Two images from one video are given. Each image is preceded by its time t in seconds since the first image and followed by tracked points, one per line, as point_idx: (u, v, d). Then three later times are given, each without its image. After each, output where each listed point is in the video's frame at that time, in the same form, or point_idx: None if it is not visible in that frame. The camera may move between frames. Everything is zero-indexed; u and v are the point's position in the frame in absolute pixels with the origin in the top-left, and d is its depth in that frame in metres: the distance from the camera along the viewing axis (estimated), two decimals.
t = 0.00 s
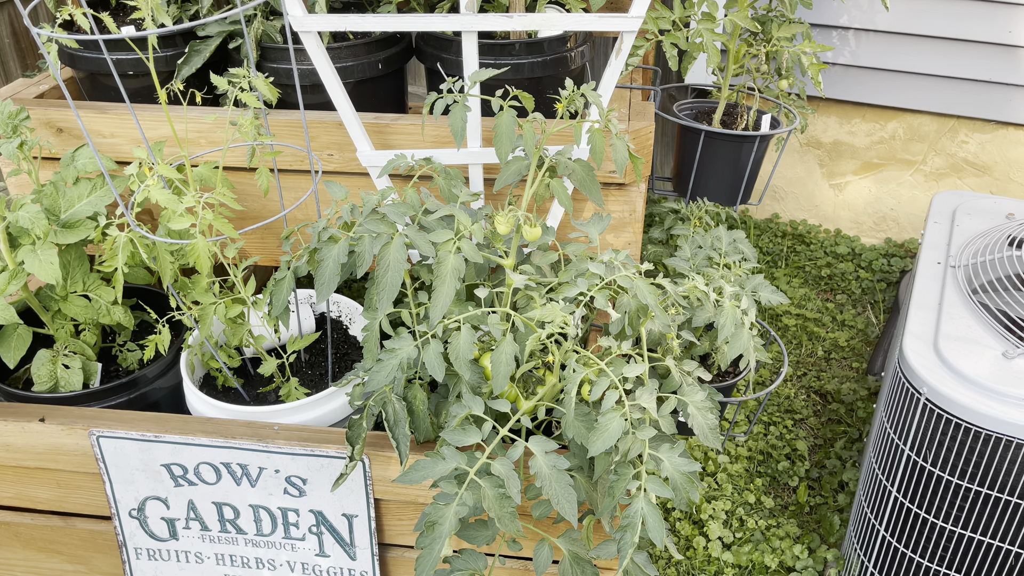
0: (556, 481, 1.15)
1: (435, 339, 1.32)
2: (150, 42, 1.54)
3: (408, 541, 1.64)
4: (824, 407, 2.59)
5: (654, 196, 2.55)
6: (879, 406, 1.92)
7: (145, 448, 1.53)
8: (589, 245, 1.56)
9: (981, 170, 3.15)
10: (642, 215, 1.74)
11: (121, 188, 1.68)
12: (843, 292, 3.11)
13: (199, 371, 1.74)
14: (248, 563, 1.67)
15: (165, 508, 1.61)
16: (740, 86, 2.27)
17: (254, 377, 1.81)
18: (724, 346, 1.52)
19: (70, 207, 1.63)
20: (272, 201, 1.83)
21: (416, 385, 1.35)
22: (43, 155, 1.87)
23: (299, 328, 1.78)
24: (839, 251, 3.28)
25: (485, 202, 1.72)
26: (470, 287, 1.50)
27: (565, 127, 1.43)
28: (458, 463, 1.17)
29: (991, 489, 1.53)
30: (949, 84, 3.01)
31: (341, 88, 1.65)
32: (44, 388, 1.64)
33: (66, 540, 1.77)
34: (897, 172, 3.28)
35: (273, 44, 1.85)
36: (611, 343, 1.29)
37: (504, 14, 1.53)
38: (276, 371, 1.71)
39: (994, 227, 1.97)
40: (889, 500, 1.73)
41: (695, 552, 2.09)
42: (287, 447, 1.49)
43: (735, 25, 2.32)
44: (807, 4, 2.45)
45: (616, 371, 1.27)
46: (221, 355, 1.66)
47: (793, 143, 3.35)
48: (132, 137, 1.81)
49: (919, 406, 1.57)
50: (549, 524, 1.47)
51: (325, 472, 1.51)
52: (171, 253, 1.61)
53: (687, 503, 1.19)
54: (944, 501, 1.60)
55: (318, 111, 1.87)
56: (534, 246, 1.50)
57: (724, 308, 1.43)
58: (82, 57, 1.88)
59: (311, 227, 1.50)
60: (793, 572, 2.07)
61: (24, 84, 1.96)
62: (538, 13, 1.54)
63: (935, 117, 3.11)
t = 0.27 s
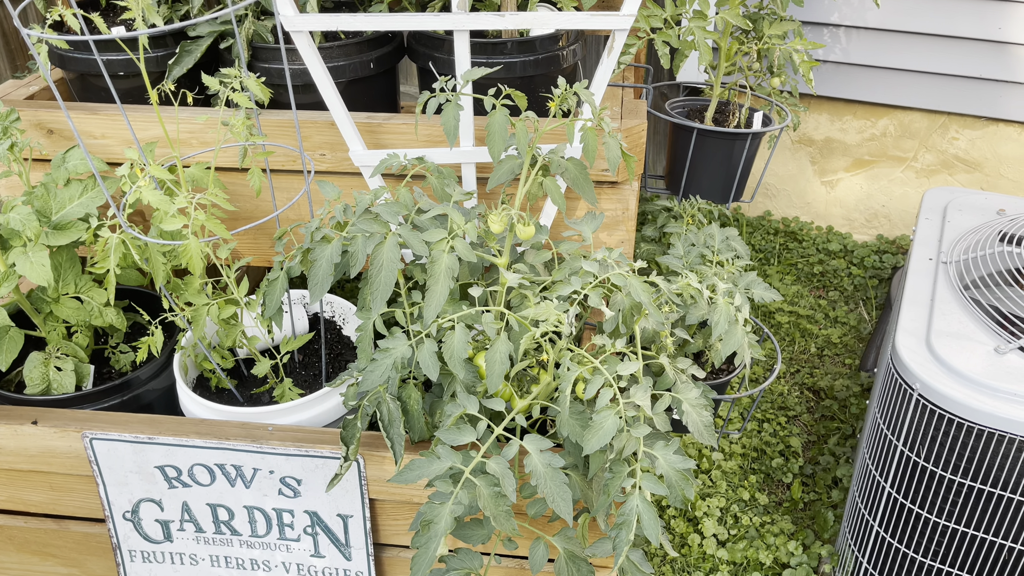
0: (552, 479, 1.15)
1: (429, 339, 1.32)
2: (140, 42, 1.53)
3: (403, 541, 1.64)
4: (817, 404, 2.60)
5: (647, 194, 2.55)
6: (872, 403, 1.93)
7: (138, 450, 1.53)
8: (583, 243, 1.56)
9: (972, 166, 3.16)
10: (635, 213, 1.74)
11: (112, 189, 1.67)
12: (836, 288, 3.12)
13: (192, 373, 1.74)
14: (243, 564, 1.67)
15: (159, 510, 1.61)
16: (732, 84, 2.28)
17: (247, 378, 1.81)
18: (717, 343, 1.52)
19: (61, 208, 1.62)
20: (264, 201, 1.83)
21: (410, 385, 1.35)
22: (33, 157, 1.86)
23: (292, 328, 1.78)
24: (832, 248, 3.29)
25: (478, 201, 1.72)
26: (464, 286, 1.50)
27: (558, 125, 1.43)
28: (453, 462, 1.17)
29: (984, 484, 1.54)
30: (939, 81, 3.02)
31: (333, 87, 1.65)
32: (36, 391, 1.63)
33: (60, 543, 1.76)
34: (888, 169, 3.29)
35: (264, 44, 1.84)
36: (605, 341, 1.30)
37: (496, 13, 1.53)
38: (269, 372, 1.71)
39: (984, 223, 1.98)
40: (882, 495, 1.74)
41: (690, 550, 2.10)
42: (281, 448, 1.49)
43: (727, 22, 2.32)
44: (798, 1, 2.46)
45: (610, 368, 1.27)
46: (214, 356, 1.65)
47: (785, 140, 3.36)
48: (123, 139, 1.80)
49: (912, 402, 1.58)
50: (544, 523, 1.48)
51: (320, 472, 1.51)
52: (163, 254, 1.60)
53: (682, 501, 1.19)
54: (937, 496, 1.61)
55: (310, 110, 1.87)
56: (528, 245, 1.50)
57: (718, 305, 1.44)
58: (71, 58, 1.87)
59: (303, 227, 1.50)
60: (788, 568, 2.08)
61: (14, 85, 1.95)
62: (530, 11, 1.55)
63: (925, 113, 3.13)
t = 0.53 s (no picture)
0: (545, 478, 1.15)
1: (422, 339, 1.32)
2: (132, 44, 1.53)
3: (398, 541, 1.64)
4: (810, 401, 2.62)
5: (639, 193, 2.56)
6: (863, 400, 1.94)
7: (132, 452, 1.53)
8: (575, 243, 1.57)
9: (962, 164, 3.18)
10: (627, 213, 1.75)
11: (104, 191, 1.67)
12: (828, 286, 3.14)
13: (185, 374, 1.74)
14: (237, 565, 1.67)
15: (153, 512, 1.61)
16: (723, 84, 2.29)
17: (241, 379, 1.81)
18: (709, 343, 1.53)
19: (53, 211, 1.62)
20: (257, 202, 1.83)
21: (403, 385, 1.36)
22: (25, 159, 1.85)
23: (286, 329, 1.78)
24: (823, 246, 3.30)
25: (471, 201, 1.73)
26: (457, 287, 1.50)
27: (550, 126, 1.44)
28: (446, 462, 1.18)
29: (974, 480, 1.55)
30: (930, 79, 3.04)
31: (326, 88, 1.65)
32: (29, 393, 1.63)
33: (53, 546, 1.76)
34: (879, 167, 3.31)
35: (256, 45, 1.84)
36: (598, 341, 1.30)
37: (487, 14, 1.53)
38: (263, 372, 1.71)
39: (974, 221, 1.99)
40: (874, 493, 1.75)
41: (684, 547, 2.11)
42: (275, 449, 1.49)
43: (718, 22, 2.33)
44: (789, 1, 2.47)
45: (603, 368, 1.27)
46: (207, 358, 1.65)
47: (776, 139, 3.38)
48: (115, 140, 1.79)
49: (903, 399, 1.59)
50: (538, 522, 1.48)
51: (314, 473, 1.51)
52: (155, 256, 1.60)
53: (674, 499, 1.20)
54: (928, 492, 1.62)
55: (302, 111, 1.87)
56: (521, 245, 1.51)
57: (709, 304, 1.44)
58: (63, 60, 1.86)
59: (296, 228, 1.50)
60: (780, 565, 2.09)
61: (5, 87, 1.94)
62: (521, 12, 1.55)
63: (916, 112, 3.14)
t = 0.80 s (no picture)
0: (538, 476, 1.15)
1: (415, 337, 1.32)
2: (123, 42, 1.52)
3: (392, 540, 1.64)
4: (804, 399, 2.62)
5: (633, 192, 2.57)
6: (857, 398, 1.95)
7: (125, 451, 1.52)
8: (568, 241, 1.57)
9: (956, 162, 3.19)
10: (620, 211, 1.75)
11: (96, 190, 1.67)
12: (822, 284, 3.14)
13: (178, 373, 1.73)
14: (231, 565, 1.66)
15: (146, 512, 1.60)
16: (716, 82, 2.29)
17: (234, 378, 1.81)
18: (703, 340, 1.53)
19: (45, 209, 1.61)
20: (249, 201, 1.82)
21: (396, 383, 1.35)
22: (16, 158, 1.85)
23: (279, 328, 1.78)
24: (818, 244, 3.31)
25: (464, 200, 1.73)
26: (450, 285, 1.50)
27: (542, 124, 1.43)
28: (439, 460, 1.17)
29: (967, 477, 1.56)
30: (923, 77, 3.04)
31: (318, 87, 1.64)
32: (21, 393, 1.62)
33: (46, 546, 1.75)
34: (873, 165, 3.32)
35: (248, 43, 1.84)
36: (590, 339, 1.30)
37: (480, 12, 1.53)
38: (256, 372, 1.70)
39: (967, 219, 2.00)
40: (868, 489, 1.76)
41: (678, 545, 2.11)
42: (268, 448, 1.48)
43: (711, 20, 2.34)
44: None
45: (595, 366, 1.27)
46: (200, 357, 1.65)
47: (770, 137, 3.39)
48: (107, 139, 1.79)
49: (896, 396, 1.60)
50: (531, 520, 1.48)
51: (307, 472, 1.51)
52: (148, 254, 1.60)
53: (667, 496, 1.20)
54: (921, 489, 1.63)
55: (295, 110, 1.86)
56: (514, 243, 1.51)
57: (702, 302, 1.45)
58: (54, 58, 1.85)
59: (288, 227, 1.50)
60: (775, 562, 2.09)
61: None
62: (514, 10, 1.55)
63: (909, 110, 3.15)
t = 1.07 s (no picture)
0: (536, 475, 1.15)
1: (412, 337, 1.32)
2: (119, 44, 1.52)
3: (391, 540, 1.64)
4: (802, 396, 2.63)
5: (630, 190, 2.57)
6: (855, 395, 1.95)
7: (123, 453, 1.52)
8: (565, 240, 1.56)
9: (953, 158, 3.20)
10: (617, 210, 1.75)
11: (92, 193, 1.66)
12: (820, 281, 3.15)
13: (176, 375, 1.73)
14: (231, 566, 1.66)
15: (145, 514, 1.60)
16: (712, 80, 2.29)
17: (232, 379, 1.80)
18: (700, 338, 1.53)
19: (42, 212, 1.61)
20: (246, 202, 1.82)
21: (395, 383, 1.35)
22: (13, 161, 1.84)
23: (277, 329, 1.78)
24: (815, 241, 3.31)
25: (461, 199, 1.73)
26: (448, 285, 1.50)
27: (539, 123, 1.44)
28: (437, 460, 1.17)
29: (965, 472, 1.56)
30: (919, 74, 3.05)
31: (314, 87, 1.64)
32: (19, 395, 1.62)
33: (45, 548, 1.75)
34: (870, 161, 3.32)
35: (244, 44, 1.84)
36: (588, 337, 1.30)
37: (475, 11, 1.53)
38: (254, 373, 1.70)
39: (964, 215, 2.00)
40: (866, 486, 1.76)
41: (678, 543, 2.11)
42: (266, 449, 1.48)
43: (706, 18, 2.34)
44: None
45: (593, 364, 1.28)
46: (198, 359, 1.65)
47: (767, 134, 3.39)
48: (103, 141, 1.78)
49: (894, 392, 1.60)
50: (531, 519, 1.48)
51: (306, 473, 1.51)
52: (144, 256, 1.59)
53: (666, 494, 1.20)
54: (919, 485, 1.63)
55: (291, 110, 1.86)
56: (511, 243, 1.51)
57: (699, 300, 1.45)
58: (49, 61, 1.85)
59: (285, 228, 1.49)
60: (774, 559, 2.09)
61: None
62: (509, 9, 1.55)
63: (905, 106, 3.15)
